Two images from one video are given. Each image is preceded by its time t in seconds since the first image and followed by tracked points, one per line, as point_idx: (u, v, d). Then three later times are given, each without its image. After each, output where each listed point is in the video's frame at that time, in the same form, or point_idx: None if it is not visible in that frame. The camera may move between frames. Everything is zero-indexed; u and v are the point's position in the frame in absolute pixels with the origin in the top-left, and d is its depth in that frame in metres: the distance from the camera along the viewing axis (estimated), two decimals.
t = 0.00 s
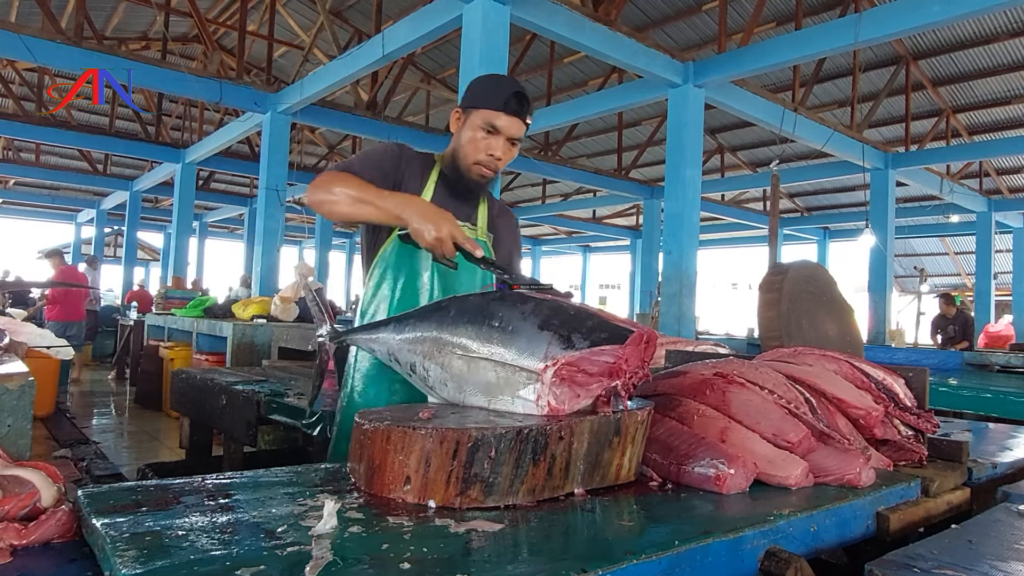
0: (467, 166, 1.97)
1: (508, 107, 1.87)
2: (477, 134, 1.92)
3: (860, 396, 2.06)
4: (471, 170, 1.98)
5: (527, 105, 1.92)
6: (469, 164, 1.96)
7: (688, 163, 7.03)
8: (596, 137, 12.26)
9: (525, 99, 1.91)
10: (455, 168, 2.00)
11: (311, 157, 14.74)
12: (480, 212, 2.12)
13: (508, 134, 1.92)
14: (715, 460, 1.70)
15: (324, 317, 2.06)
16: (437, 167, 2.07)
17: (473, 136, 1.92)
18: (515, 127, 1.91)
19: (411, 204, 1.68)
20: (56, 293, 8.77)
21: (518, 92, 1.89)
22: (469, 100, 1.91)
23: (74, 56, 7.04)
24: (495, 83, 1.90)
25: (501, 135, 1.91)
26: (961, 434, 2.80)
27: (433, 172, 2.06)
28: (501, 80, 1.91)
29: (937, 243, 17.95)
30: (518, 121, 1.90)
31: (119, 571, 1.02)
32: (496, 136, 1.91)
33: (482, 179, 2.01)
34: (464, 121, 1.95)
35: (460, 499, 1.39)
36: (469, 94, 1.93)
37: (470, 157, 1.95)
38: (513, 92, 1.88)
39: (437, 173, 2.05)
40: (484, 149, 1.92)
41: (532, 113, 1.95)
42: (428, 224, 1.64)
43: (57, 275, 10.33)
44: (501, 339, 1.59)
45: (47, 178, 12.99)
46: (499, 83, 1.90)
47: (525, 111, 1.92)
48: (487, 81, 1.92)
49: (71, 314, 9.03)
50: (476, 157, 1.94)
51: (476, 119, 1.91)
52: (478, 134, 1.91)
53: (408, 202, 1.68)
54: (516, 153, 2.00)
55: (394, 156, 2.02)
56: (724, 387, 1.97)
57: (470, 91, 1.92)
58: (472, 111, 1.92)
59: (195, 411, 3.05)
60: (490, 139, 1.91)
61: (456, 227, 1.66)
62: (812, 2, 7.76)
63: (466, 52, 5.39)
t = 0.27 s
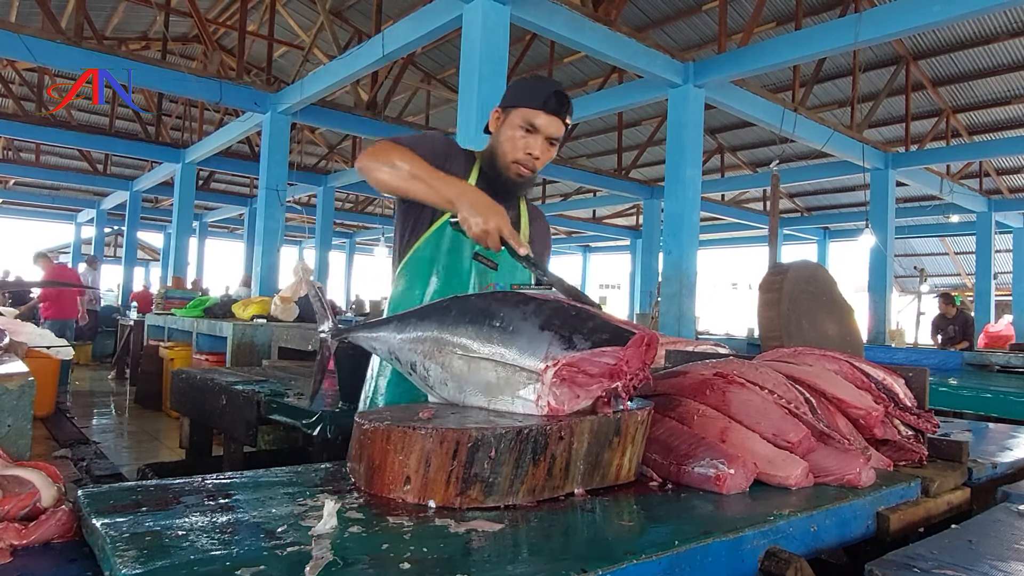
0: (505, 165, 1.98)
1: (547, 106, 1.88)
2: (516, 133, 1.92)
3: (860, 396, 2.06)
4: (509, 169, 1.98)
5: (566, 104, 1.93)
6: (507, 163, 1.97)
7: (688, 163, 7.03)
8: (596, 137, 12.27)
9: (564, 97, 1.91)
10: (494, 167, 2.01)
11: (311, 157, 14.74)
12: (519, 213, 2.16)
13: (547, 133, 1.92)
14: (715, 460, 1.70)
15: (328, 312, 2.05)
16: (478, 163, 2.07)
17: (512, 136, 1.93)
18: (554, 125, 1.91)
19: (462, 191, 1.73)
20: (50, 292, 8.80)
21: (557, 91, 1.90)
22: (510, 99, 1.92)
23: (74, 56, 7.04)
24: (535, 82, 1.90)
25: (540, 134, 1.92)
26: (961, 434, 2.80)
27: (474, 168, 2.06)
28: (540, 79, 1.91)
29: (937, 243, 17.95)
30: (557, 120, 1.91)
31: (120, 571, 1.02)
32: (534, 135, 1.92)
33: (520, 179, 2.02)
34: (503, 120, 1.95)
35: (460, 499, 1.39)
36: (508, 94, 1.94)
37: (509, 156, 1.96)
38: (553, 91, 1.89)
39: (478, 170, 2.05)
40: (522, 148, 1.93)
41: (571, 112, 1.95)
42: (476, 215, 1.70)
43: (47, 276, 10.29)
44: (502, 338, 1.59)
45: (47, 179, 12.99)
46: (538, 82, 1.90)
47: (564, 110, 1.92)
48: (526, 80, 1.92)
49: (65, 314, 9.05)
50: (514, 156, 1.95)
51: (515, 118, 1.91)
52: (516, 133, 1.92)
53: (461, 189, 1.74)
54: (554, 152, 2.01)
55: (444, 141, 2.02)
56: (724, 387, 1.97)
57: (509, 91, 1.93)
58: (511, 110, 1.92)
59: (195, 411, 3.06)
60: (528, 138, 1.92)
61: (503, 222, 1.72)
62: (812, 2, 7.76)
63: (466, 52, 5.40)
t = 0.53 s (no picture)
0: (529, 166, 1.97)
1: (571, 107, 1.90)
2: (539, 134, 1.93)
3: (860, 396, 2.06)
4: (533, 170, 1.98)
5: (587, 105, 1.96)
6: (530, 164, 1.97)
7: (688, 163, 7.03)
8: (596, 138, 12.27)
9: (586, 99, 1.95)
10: (517, 169, 2.01)
11: (311, 157, 14.75)
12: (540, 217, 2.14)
13: (570, 135, 1.94)
14: (716, 460, 1.70)
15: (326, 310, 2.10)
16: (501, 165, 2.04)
17: (536, 136, 1.93)
18: (577, 127, 1.93)
19: (522, 198, 1.55)
20: (45, 293, 8.84)
21: (579, 93, 1.93)
22: (532, 101, 1.93)
23: (73, 56, 7.04)
24: (557, 84, 1.93)
25: (563, 135, 1.93)
26: (961, 435, 2.80)
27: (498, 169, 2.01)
28: (562, 81, 1.93)
29: (937, 243, 17.96)
30: (580, 120, 1.93)
31: (120, 571, 1.02)
32: (558, 137, 1.93)
33: (542, 181, 2.02)
34: (525, 122, 1.96)
35: (460, 499, 1.39)
36: (530, 96, 1.95)
37: (532, 157, 1.96)
38: (575, 93, 1.92)
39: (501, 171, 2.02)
40: (546, 148, 1.93)
41: (592, 113, 1.98)
42: (536, 228, 1.51)
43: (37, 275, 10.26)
44: (504, 340, 1.58)
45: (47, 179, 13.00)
46: (561, 84, 1.92)
47: (586, 111, 1.95)
48: (547, 82, 1.94)
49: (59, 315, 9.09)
50: (538, 157, 1.95)
51: (538, 120, 1.92)
52: (539, 134, 1.93)
53: (520, 196, 1.56)
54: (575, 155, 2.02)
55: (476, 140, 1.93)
56: (725, 388, 1.97)
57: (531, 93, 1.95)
58: (534, 112, 1.93)
59: (194, 411, 3.06)
60: (552, 139, 1.93)
61: (567, 235, 1.54)
62: (812, 2, 7.76)
63: (466, 53, 5.40)
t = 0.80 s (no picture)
0: (524, 160, 1.98)
1: (563, 99, 1.90)
2: (533, 128, 1.93)
3: (860, 396, 2.06)
4: (528, 164, 1.98)
5: (581, 97, 1.95)
6: (525, 159, 1.98)
7: (688, 163, 7.03)
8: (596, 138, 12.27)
9: (579, 92, 1.95)
10: (512, 165, 2.01)
11: (310, 158, 14.75)
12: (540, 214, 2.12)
13: (564, 128, 1.94)
14: (716, 460, 1.70)
15: (316, 317, 2.13)
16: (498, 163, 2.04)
17: (530, 130, 1.94)
18: (571, 120, 1.94)
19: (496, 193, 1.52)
20: (37, 292, 8.88)
21: (572, 85, 1.94)
22: (526, 95, 1.94)
23: (73, 57, 7.04)
24: (550, 78, 1.93)
25: (557, 128, 1.93)
26: (961, 435, 2.80)
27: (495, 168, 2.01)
28: (554, 75, 1.94)
29: (937, 243, 17.97)
30: (572, 112, 1.93)
31: (119, 571, 1.02)
32: (552, 130, 1.93)
33: (539, 175, 2.02)
34: (519, 118, 1.97)
35: (460, 499, 1.39)
36: (523, 91, 1.97)
37: (527, 151, 1.96)
38: (567, 85, 1.92)
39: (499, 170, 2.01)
40: (540, 142, 1.94)
41: (587, 105, 1.98)
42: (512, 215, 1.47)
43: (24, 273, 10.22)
44: (499, 340, 1.59)
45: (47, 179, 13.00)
46: (553, 77, 1.93)
47: (580, 103, 1.95)
48: (540, 77, 1.95)
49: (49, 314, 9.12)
50: (532, 150, 1.95)
51: (531, 114, 1.93)
52: (533, 129, 1.93)
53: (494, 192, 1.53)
54: (571, 149, 2.02)
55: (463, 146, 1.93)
56: (724, 388, 1.97)
57: (525, 87, 1.96)
58: (527, 107, 1.95)
59: (194, 411, 3.07)
60: (546, 132, 1.93)
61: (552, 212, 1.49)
62: (812, 2, 7.76)
63: (466, 52, 5.40)
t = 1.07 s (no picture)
0: (499, 155, 1.99)
1: (530, 90, 1.94)
2: (505, 122, 1.97)
3: (860, 396, 2.06)
4: (502, 159, 2.00)
5: (550, 89, 1.98)
6: (500, 153, 1.99)
7: (688, 163, 7.02)
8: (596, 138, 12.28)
9: (547, 82, 1.97)
10: (488, 162, 2.04)
11: (310, 158, 14.76)
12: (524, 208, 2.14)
13: (535, 118, 1.96)
14: (716, 461, 1.70)
15: (318, 318, 2.12)
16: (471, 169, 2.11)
17: (502, 124, 1.97)
18: (542, 110, 1.96)
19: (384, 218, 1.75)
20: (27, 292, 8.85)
21: (539, 76, 1.97)
22: (496, 92, 1.99)
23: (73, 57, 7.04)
24: (516, 73, 1.98)
25: (528, 120, 1.96)
26: (961, 435, 2.80)
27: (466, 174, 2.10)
28: (522, 69, 1.98)
29: (937, 243, 17.97)
30: (543, 104, 1.95)
31: (120, 571, 1.02)
32: (523, 122, 1.96)
33: (515, 170, 2.03)
34: (492, 114, 2.01)
35: (460, 499, 1.39)
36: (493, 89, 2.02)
37: (500, 145, 1.98)
38: (534, 76, 1.95)
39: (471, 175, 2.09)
40: (512, 135, 1.96)
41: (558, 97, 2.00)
42: (381, 234, 1.72)
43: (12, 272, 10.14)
44: (497, 338, 1.60)
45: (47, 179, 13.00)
46: (520, 71, 1.97)
47: (549, 94, 1.97)
48: (509, 73, 2.00)
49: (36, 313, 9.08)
50: (505, 143, 1.97)
51: (502, 108, 1.97)
52: (505, 122, 1.96)
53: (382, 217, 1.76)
54: (547, 140, 2.03)
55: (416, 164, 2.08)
56: (724, 388, 1.97)
57: (495, 85, 2.01)
58: (498, 102, 1.99)
59: (195, 411, 3.07)
60: (517, 125, 1.96)
61: (410, 222, 1.74)
62: (812, 2, 7.76)
63: (466, 52, 5.39)
